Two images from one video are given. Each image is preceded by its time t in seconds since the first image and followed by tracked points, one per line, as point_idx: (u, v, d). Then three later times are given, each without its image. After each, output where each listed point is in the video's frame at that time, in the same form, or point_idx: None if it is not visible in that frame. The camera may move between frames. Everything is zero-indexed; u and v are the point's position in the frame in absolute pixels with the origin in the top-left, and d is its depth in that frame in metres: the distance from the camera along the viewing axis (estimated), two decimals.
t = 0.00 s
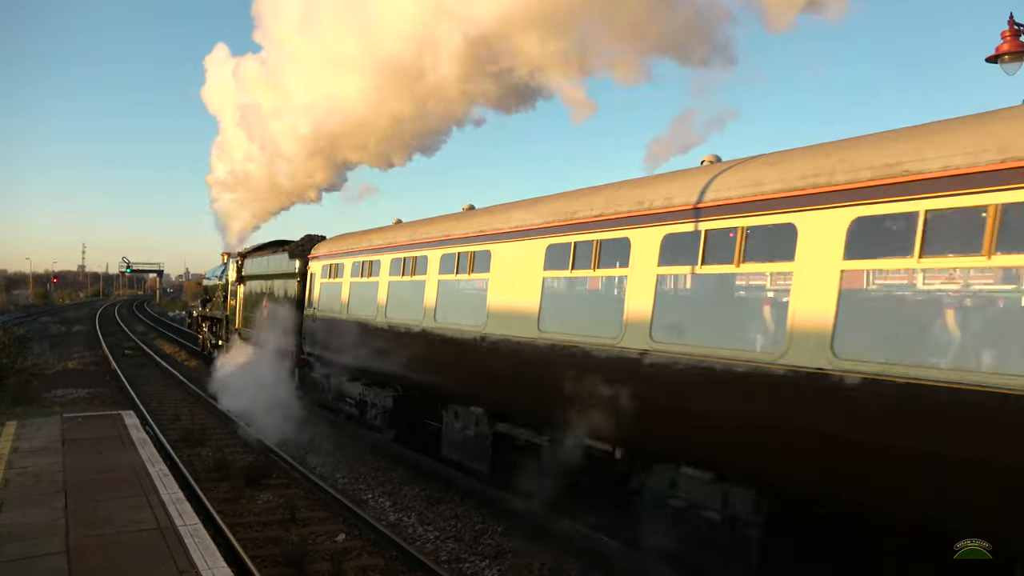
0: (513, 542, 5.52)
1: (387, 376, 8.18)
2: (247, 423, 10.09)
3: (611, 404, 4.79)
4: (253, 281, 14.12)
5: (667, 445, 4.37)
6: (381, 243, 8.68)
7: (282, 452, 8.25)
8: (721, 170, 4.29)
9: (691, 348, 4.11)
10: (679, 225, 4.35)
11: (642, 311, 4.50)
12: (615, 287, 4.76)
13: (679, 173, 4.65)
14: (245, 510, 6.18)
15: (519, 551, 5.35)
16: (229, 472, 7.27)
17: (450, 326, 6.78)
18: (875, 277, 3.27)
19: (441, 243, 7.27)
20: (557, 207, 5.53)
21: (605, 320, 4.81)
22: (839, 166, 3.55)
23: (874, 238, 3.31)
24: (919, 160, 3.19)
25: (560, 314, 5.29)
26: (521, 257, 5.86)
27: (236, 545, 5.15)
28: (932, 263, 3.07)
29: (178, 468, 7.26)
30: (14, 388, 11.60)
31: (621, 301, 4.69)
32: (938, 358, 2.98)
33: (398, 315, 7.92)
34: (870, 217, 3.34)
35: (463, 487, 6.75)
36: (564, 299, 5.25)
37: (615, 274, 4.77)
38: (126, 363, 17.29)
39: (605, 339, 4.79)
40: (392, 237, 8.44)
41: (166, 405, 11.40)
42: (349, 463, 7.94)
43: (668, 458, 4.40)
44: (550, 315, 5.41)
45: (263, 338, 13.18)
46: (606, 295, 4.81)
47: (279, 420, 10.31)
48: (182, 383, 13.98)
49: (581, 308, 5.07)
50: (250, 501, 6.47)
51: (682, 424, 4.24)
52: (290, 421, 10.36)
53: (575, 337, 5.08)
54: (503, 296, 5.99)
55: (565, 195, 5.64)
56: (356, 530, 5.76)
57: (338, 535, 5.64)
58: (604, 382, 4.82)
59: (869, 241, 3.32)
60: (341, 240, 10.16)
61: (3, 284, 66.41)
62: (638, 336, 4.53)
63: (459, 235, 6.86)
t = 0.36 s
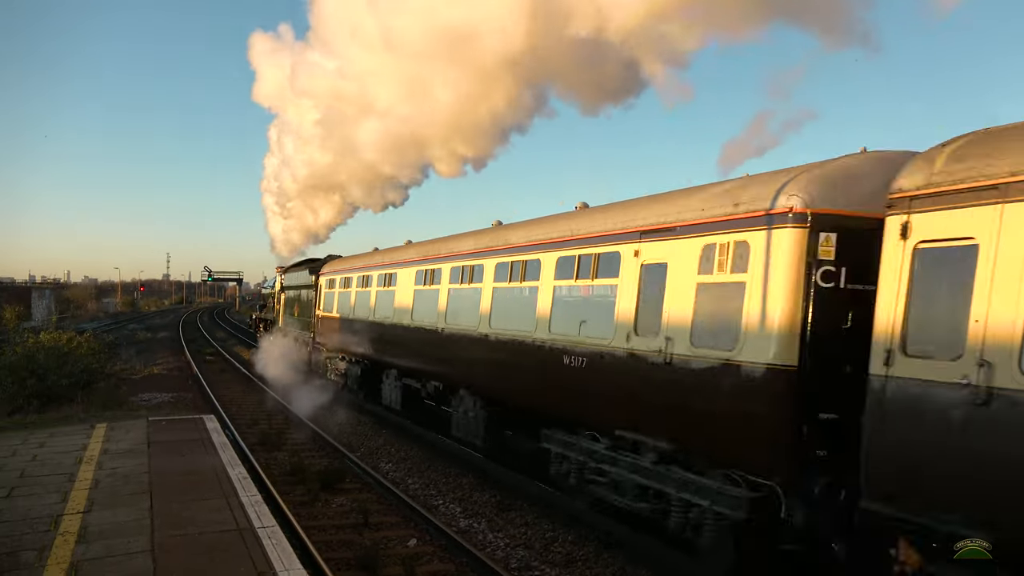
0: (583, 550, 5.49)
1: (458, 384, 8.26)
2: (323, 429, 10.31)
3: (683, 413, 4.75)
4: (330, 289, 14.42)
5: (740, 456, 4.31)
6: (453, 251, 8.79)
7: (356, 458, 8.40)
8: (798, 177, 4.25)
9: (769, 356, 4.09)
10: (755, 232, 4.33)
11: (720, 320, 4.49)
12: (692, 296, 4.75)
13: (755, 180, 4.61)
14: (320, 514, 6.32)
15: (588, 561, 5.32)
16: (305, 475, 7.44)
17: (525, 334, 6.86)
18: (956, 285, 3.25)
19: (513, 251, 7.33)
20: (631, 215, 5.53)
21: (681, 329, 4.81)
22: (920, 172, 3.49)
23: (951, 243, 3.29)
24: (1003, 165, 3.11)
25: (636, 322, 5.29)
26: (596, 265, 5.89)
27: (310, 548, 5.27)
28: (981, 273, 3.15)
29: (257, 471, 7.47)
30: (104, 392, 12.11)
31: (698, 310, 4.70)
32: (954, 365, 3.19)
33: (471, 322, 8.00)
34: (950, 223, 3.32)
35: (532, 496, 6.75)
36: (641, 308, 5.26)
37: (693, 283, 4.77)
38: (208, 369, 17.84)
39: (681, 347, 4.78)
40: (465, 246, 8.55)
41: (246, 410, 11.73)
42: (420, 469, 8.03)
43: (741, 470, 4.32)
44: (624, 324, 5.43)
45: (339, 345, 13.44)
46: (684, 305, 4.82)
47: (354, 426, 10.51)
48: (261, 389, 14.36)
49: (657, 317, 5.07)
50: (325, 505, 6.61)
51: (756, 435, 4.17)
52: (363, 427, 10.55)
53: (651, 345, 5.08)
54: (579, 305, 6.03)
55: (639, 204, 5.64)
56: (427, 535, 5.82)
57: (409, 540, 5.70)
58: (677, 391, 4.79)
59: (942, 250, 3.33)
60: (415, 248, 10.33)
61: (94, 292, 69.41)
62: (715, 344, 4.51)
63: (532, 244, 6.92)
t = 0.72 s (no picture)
0: (609, 559, 5.47)
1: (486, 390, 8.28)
2: (349, 436, 10.37)
3: (710, 419, 4.74)
4: (357, 296, 14.50)
5: (769, 463, 4.28)
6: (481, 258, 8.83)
7: (381, 464, 8.44)
8: (826, 183, 4.22)
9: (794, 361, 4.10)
10: (784, 239, 4.31)
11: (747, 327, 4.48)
12: (719, 303, 4.75)
13: (784, 186, 4.59)
14: (346, 521, 6.34)
15: (616, 568, 5.30)
16: (330, 482, 7.47)
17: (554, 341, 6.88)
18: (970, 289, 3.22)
19: (542, 258, 7.35)
20: (660, 222, 5.52)
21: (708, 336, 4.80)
22: (945, 177, 3.46)
23: (966, 250, 3.27)
24: None
25: (663, 329, 5.29)
26: (624, 272, 5.89)
27: (335, 555, 5.29)
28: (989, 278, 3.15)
29: (284, 478, 7.53)
30: (134, 399, 12.26)
31: (725, 317, 4.68)
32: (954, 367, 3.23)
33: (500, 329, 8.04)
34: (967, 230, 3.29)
35: (561, 504, 6.75)
36: (667, 314, 5.25)
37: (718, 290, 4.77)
38: (236, 376, 17.98)
39: (709, 354, 4.78)
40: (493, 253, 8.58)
41: (273, 416, 11.82)
42: (445, 476, 8.05)
43: (771, 478, 4.30)
44: (653, 331, 5.43)
45: (366, 352, 13.51)
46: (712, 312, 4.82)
47: (380, 433, 10.55)
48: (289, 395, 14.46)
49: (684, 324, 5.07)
50: (350, 511, 6.64)
51: (784, 442, 4.15)
52: (389, 433, 10.61)
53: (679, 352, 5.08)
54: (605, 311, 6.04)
55: (667, 210, 5.63)
56: (452, 543, 5.81)
57: (434, 548, 5.71)
58: (705, 398, 4.77)
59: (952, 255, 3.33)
60: (442, 256, 10.37)
61: (123, 299, 70.30)
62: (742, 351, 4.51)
63: (561, 251, 6.94)
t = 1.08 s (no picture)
0: (633, 566, 5.45)
1: (510, 396, 8.31)
2: (373, 442, 10.42)
3: (737, 424, 4.75)
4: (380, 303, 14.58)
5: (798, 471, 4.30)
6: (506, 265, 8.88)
7: (403, 471, 8.47)
8: (852, 190, 4.28)
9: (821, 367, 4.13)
10: (810, 246, 4.35)
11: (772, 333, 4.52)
12: (745, 310, 4.78)
13: (811, 192, 4.61)
14: (369, 527, 6.37)
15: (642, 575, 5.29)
16: (354, 489, 7.51)
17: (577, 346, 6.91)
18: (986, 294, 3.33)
19: (565, 265, 7.39)
20: (685, 229, 5.57)
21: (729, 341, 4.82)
22: (973, 185, 3.51)
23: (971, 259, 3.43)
24: None
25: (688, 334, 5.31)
26: (649, 278, 5.92)
27: (360, 560, 5.31)
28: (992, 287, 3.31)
29: (308, 484, 7.57)
30: (160, 405, 12.38)
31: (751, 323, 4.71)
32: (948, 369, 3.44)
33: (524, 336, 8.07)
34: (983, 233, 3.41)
35: (585, 511, 6.75)
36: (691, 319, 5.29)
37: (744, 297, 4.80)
38: (259, 383, 18.07)
39: (735, 362, 4.80)
40: (517, 259, 8.63)
41: (297, 423, 11.89)
42: (468, 482, 8.07)
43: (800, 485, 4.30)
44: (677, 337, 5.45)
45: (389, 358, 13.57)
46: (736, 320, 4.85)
47: (403, 439, 10.61)
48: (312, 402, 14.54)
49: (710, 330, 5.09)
50: (374, 517, 6.68)
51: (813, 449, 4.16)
52: (412, 440, 10.66)
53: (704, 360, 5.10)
54: (628, 318, 6.08)
55: (693, 216, 5.66)
56: (476, 550, 5.82)
57: (458, 554, 5.71)
58: (732, 405, 4.79)
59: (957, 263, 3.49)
60: (466, 262, 10.43)
61: (147, 307, 71.02)
62: (769, 358, 4.53)
63: (585, 258, 6.97)
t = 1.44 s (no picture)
0: None
1: (535, 403, 8.30)
2: (398, 449, 10.45)
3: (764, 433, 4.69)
4: (407, 309, 14.64)
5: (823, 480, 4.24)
6: (532, 272, 8.89)
7: (429, 478, 8.47)
8: (876, 195, 4.24)
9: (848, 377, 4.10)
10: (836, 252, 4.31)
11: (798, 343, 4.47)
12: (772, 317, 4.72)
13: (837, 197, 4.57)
14: (395, 534, 6.38)
15: None
16: (380, 496, 7.53)
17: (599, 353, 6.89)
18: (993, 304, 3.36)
19: (592, 272, 7.36)
20: (711, 235, 5.52)
21: (749, 347, 4.79)
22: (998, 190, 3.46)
23: (978, 267, 3.46)
24: None
25: (710, 340, 5.27)
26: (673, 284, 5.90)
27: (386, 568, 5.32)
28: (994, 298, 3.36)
29: (334, 490, 7.61)
30: (189, 411, 12.52)
31: (774, 329, 4.67)
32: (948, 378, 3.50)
33: (549, 343, 8.07)
34: (995, 240, 3.40)
35: (612, 519, 6.71)
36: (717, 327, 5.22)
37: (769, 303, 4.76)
38: (287, 389, 18.21)
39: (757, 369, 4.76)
40: (542, 266, 8.63)
41: (323, 429, 11.96)
42: (494, 490, 8.04)
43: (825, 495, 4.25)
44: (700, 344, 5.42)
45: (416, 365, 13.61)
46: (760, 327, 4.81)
47: (428, 446, 10.62)
48: (340, 408, 14.61)
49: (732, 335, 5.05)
50: (399, 524, 6.69)
51: (839, 458, 4.11)
52: (438, 446, 10.66)
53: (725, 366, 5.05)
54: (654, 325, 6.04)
55: (718, 222, 5.63)
56: (501, 557, 5.80)
57: (483, 562, 5.71)
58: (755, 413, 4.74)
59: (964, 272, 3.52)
60: (492, 269, 10.46)
61: (178, 314, 72.01)
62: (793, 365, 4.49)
63: (610, 264, 6.96)
